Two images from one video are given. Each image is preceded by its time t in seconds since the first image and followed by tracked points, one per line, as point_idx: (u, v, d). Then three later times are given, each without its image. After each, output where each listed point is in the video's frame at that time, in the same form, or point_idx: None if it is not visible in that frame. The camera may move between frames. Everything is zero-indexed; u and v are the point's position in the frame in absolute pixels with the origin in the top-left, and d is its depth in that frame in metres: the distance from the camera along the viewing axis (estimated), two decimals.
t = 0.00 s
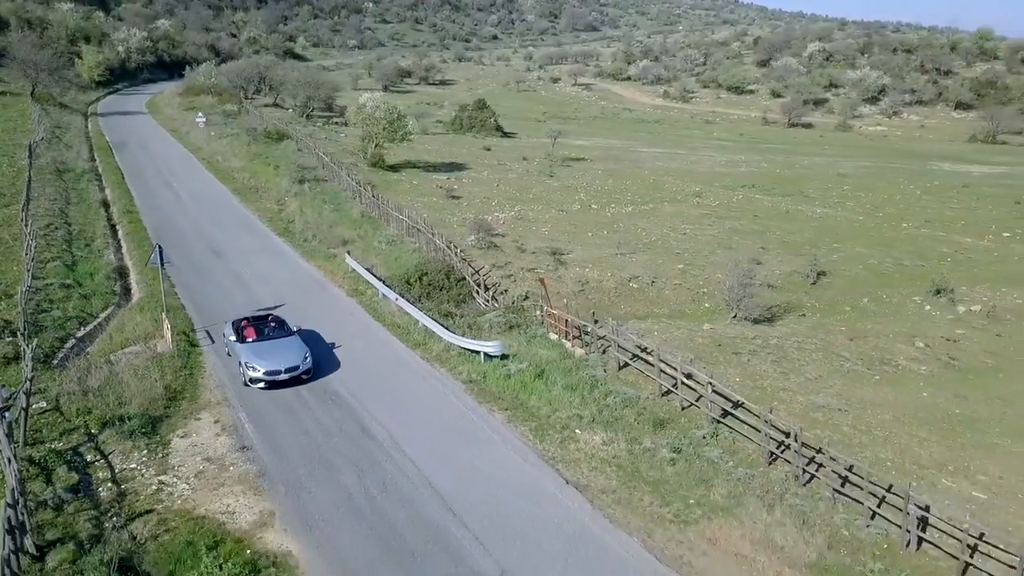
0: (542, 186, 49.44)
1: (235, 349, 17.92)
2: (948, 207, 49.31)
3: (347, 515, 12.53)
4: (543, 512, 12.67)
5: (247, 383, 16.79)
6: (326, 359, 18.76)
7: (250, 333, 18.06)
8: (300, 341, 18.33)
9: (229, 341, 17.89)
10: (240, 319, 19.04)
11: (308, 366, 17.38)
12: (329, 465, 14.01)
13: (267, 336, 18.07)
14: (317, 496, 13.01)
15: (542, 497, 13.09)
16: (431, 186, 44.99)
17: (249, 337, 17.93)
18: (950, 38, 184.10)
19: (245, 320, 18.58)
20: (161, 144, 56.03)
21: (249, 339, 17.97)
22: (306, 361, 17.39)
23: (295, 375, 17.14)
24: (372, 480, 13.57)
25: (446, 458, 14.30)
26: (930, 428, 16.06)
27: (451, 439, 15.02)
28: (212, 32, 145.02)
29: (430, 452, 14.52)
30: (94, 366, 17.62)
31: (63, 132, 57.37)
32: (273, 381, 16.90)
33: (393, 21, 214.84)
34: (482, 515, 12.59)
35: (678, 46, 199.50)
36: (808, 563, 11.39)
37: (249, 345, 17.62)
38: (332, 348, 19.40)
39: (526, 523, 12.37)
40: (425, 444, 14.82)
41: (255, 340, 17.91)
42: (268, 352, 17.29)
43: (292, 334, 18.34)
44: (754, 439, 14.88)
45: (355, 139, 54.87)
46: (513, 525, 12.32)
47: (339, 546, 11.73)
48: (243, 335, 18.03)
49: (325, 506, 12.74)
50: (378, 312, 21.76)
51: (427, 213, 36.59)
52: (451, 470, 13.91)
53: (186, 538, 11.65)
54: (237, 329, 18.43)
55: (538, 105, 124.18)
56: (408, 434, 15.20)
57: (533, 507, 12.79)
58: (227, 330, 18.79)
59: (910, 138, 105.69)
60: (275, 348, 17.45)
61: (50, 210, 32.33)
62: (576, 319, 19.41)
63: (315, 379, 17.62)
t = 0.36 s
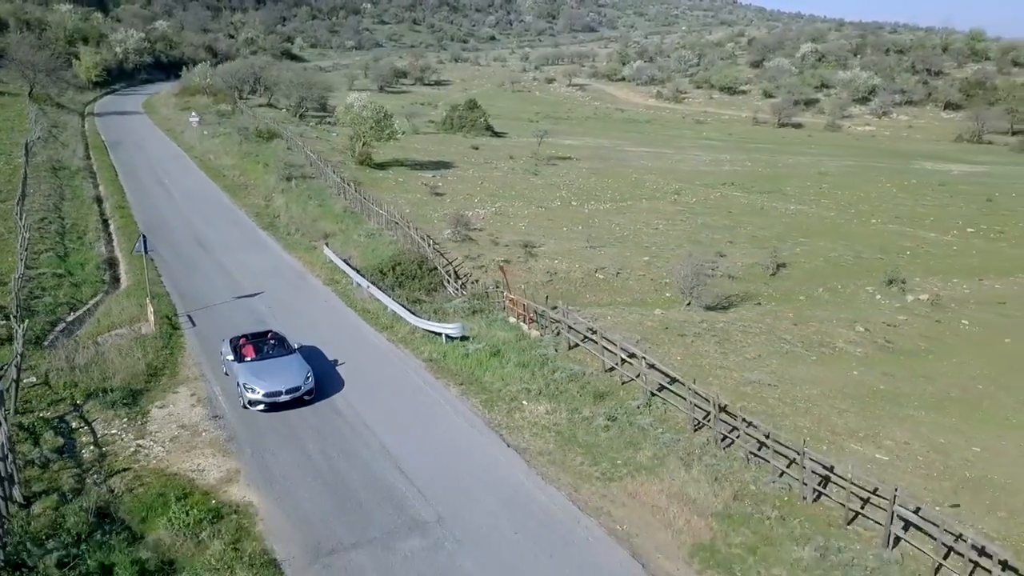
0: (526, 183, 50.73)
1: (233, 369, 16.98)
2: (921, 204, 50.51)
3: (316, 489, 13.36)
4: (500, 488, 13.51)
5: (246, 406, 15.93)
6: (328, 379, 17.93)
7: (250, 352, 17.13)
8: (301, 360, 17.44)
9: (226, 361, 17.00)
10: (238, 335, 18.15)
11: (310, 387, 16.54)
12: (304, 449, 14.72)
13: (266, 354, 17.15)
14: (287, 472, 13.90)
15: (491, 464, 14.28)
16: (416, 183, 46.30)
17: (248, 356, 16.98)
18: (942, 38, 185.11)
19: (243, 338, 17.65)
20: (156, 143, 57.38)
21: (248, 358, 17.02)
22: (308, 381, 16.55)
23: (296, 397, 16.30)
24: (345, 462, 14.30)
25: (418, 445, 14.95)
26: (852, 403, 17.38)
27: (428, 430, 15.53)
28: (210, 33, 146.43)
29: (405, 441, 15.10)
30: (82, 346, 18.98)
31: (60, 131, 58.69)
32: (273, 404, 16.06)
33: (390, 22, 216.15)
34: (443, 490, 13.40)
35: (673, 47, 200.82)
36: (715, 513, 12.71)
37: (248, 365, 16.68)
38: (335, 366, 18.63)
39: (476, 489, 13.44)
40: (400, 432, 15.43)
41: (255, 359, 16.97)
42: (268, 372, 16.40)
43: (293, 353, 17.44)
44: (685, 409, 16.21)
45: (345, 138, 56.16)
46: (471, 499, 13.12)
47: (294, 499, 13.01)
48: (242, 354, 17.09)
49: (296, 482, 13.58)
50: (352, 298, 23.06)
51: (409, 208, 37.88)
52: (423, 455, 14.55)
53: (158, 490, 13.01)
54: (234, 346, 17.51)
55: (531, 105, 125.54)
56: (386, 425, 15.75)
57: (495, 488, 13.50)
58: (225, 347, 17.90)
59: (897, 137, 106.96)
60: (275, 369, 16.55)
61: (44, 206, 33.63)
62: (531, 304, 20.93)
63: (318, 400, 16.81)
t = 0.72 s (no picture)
0: (510, 180, 52.06)
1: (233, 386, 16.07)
2: (894, 200, 51.71)
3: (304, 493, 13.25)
4: (487, 489, 13.58)
5: (247, 426, 15.08)
6: (333, 397, 17.03)
7: (251, 368, 16.20)
8: (304, 376, 16.53)
9: (226, 378, 16.10)
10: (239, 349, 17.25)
11: (314, 406, 15.65)
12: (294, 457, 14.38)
13: (268, 371, 16.23)
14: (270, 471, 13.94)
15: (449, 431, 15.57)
16: (401, 180, 47.64)
17: (248, 373, 16.05)
18: (935, 38, 186.16)
19: (243, 353, 16.71)
20: (150, 141, 58.78)
21: (248, 375, 16.09)
22: (312, 400, 15.66)
23: (299, 416, 15.43)
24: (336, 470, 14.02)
25: (412, 453, 14.68)
26: (783, 377, 18.84)
27: (427, 443, 15.08)
28: (208, 33, 147.72)
29: (402, 452, 14.72)
30: (72, 326, 20.40)
31: (57, 130, 60.07)
32: (275, 424, 15.21)
33: (388, 22, 217.36)
34: (433, 495, 13.37)
35: (668, 47, 201.96)
36: (637, 467, 14.15)
37: (249, 383, 15.76)
38: (339, 383, 17.77)
39: (436, 457, 14.57)
40: (395, 441, 15.10)
41: (256, 376, 16.04)
42: (270, 390, 15.50)
43: (296, 369, 16.53)
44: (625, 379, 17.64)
45: (335, 136, 57.51)
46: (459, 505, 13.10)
47: (256, 455, 14.47)
48: (243, 371, 16.17)
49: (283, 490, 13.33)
50: (329, 284, 24.47)
51: (392, 203, 39.23)
52: (419, 466, 14.26)
53: (137, 447, 14.45)
54: (234, 361, 16.61)
55: (525, 104, 126.84)
56: (383, 436, 15.30)
57: (488, 497, 13.34)
58: (224, 362, 17.01)
59: (885, 136, 108.17)
60: (278, 386, 15.65)
61: (40, 200, 35.01)
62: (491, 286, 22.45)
63: (323, 420, 15.96)
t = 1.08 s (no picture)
0: (495, 174, 53.40)
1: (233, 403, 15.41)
2: (869, 194, 52.94)
3: (310, 506, 12.95)
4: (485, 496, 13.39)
5: (247, 445, 14.39)
6: (338, 414, 16.29)
7: (252, 384, 15.54)
8: (307, 391, 15.85)
9: (226, 394, 15.47)
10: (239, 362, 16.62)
11: (316, 423, 14.96)
12: (300, 473, 13.92)
13: (269, 387, 15.59)
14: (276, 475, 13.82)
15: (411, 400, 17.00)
16: (388, 174, 49.00)
17: (249, 389, 15.39)
18: (929, 36, 187.10)
19: (243, 368, 16.07)
20: (146, 137, 60.11)
21: (249, 391, 15.42)
22: (315, 418, 14.98)
23: (301, 435, 14.74)
24: (339, 484, 13.64)
25: (415, 467, 14.30)
26: (725, 352, 20.29)
27: (432, 459, 14.56)
28: (205, 30, 148.76)
29: (404, 467, 14.29)
30: (65, 306, 21.88)
31: (54, 126, 61.45)
32: (277, 443, 14.52)
33: (386, 19, 218.39)
34: (433, 508, 13.07)
35: (664, 44, 202.98)
36: (572, 427, 15.65)
37: (249, 400, 15.10)
38: (344, 398, 17.04)
39: (397, 425, 15.86)
40: (396, 454, 14.74)
41: (257, 392, 15.37)
42: (271, 406, 14.83)
43: (299, 384, 15.87)
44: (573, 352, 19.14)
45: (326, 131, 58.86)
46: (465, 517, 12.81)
47: (228, 417, 15.95)
48: (243, 386, 15.54)
49: (285, 505, 12.94)
50: (308, 269, 25.94)
51: (376, 195, 40.63)
52: (422, 482, 13.82)
53: (121, 410, 15.92)
54: (234, 376, 15.97)
55: (518, 101, 128.08)
56: (387, 453, 14.78)
57: (490, 508, 13.03)
58: (223, 377, 16.36)
59: (873, 132, 109.41)
60: (279, 403, 14.97)
61: (37, 192, 36.42)
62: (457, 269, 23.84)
63: (326, 437, 15.29)
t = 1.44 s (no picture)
0: (481, 168, 54.71)
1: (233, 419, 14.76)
2: (846, 188, 54.15)
3: (312, 524, 12.56)
4: (491, 511, 13.02)
5: (249, 464, 13.78)
6: (342, 430, 15.64)
7: (254, 399, 14.87)
8: (310, 407, 15.19)
9: (226, 409, 14.82)
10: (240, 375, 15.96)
11: (322, 442, 14.33)
12: (303, 492, 13.41)
13: (272, 402, 14.92)
14: (275, 486, 13.52)
15: (378, 371, 18.47)
16: (376, 167, 50.36)
17: (252, 404, 14.76)
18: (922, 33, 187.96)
19: (244, 382, 15.37)
20: (141, 132, 61.51)
21: (252, 406, 14.77)
22: (320, 436, 14.34)
23: (306, 454, 14.14)
24: (343, 502, 13.18)
25: (420, 484, 13.81)
26: (674, 331, 21.73)
27: (440, 477, 14.02)
28: (203, 27, 149.91)
29: (410, 485, 13.77)
30: (59, 288, 23.36)
31: (52, 122, 62.85)
32: (280, 463, 13.89)
33: (383, 17, 219.36)
34: (434, 523, 12.68)
35: (659, 41, 203.86)
36: (520, 393, 17.19)
37: (251, 416, 14.46)
38: (348, 413, 16.38)
39: (365, 396, 17.10)
40: (401, 469, 14.24)
41: (259, 408, 14.72)
42: (274, 424, 14.20)
43: (302, 400, 15.22)
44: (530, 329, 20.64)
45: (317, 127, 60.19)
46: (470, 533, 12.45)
47: (206, 386, 17.43)
48: (244, 402, 14.87)
49: (284, 525, 12.51)
50: (290, 256, 27.41)
51: (362, 188, 42.01)
52: (429, 500, 13.33)
53: (108, 378, 17.44)
54: (235, 390, 15.30)
55: (512, 97, 129.29)
56: (393, 470, 14.24)
57: (495, 524, 12.67)
58: (223, 391, 15.69)
59: (862, 129, 110.56)
60: (282, 420, 14.34)
61: (33, 184, 37.85)
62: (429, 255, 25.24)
63: (332, 456, 14.66)
